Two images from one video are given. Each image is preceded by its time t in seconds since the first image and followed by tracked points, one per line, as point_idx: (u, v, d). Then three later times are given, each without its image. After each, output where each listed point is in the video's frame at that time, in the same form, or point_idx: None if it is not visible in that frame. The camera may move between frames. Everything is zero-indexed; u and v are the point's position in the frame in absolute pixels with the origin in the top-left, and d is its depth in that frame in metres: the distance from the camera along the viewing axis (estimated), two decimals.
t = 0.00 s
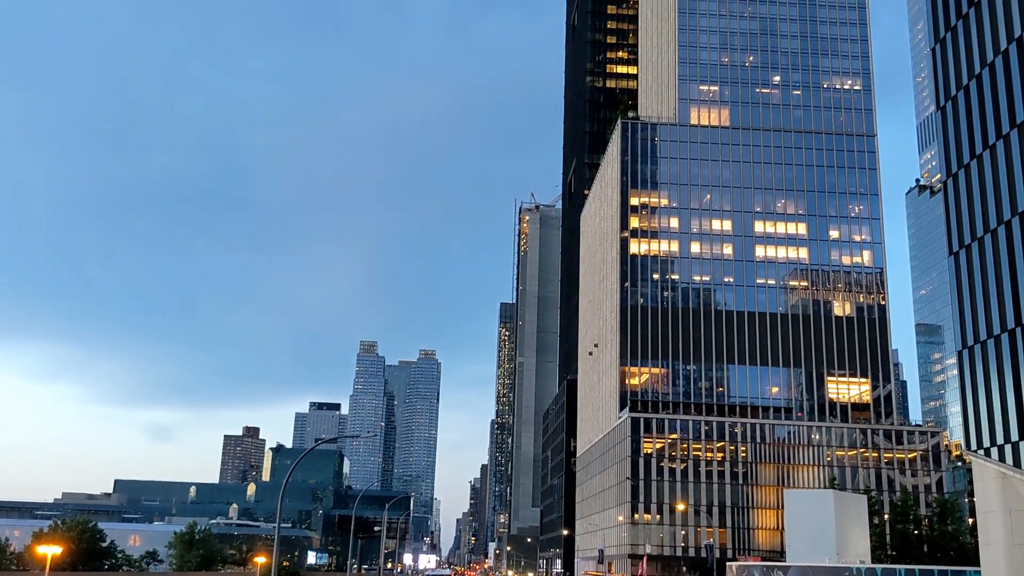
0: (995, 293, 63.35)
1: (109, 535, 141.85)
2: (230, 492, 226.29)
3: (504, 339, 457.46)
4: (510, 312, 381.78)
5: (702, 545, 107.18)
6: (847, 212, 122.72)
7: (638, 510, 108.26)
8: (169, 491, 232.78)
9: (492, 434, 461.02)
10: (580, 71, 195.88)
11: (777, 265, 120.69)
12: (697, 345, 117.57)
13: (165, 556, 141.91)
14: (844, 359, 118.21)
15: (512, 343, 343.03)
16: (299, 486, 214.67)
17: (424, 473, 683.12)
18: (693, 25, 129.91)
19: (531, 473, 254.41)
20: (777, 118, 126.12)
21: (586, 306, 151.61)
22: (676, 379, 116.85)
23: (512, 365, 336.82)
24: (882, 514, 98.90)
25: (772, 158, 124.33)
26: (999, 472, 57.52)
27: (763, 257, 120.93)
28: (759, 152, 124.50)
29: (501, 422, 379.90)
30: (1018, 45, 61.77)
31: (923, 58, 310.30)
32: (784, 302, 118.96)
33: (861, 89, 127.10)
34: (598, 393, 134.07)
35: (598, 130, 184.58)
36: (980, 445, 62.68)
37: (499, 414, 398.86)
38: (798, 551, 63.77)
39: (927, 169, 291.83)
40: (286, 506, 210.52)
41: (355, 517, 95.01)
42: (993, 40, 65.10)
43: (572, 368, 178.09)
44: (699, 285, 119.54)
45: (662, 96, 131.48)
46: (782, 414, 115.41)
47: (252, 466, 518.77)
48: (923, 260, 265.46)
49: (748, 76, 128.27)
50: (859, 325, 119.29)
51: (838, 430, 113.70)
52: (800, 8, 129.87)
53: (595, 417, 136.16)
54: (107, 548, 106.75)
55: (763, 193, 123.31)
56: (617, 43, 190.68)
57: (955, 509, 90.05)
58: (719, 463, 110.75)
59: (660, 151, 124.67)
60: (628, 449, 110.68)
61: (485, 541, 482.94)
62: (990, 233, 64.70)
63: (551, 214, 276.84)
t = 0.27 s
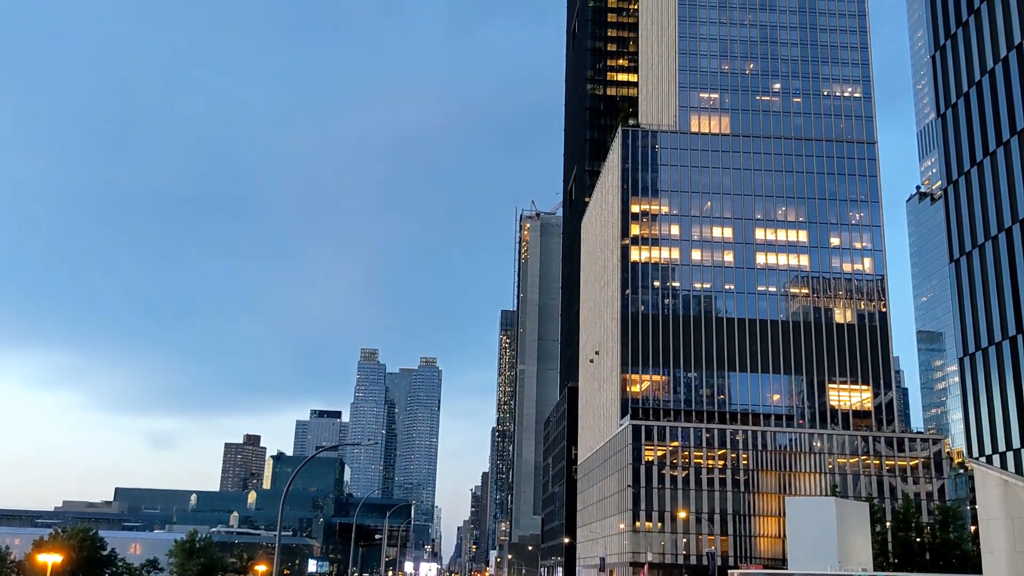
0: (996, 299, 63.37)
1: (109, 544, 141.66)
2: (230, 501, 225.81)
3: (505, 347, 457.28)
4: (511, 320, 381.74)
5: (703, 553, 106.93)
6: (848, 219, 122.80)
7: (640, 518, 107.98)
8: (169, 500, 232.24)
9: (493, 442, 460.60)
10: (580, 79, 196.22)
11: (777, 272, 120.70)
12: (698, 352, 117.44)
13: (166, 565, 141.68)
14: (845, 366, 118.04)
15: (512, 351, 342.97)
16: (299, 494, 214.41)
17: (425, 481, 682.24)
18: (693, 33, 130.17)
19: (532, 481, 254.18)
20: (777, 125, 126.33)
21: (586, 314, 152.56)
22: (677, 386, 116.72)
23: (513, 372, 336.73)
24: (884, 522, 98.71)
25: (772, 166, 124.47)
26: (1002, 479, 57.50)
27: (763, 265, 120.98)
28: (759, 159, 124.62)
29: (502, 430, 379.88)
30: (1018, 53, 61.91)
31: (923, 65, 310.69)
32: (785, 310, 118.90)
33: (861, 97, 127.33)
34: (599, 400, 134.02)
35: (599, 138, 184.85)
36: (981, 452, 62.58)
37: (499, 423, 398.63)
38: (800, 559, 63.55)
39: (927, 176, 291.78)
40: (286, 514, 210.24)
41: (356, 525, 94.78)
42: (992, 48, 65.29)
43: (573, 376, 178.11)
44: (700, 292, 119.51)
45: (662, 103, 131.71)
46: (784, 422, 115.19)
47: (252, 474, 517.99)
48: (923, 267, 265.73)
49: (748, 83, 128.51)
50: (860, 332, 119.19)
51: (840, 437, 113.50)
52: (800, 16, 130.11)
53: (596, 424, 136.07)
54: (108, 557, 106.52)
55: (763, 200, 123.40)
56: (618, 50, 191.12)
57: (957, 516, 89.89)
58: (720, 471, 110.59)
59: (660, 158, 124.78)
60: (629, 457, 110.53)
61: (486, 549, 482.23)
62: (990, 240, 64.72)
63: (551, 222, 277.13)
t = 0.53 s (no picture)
0: (996, 309, 63.36)
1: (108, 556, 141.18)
2: (230, 511, 224.98)
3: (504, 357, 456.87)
4: (511, 330, 381.44)
5: (704, 563, 106.57)
6: (847, 229, 122.94)
7: (641, 529, 107.71)
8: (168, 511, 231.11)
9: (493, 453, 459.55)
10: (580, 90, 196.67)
11: (777, 282, 120.72)
12: (698, 362, 117.22)
13: None
14: (845, 376, 117.87)
15: (512, 361, 342.74)
16: (298, 505, 213.93)
17: (425, 492, 680.55)
18: (692, 44, 130.60)
19: (532, 491, 253.62)
20: (777, 136, 126.59)
21: (586, 323, 152.56)
22: (677, 397, 116.47)
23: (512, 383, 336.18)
24: (885, 532, 98.57)
25: (772, 176, 124.67)
26: (1003, 489, 57.59)
27: (763, 275, 121.00)
28: (759, 169, 124.82)
29: (502, 440, 378.97)
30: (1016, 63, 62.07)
31: (921, 75, 311.23)
32: (785, 320, 118.84)
33: (860, 107, 127.65)
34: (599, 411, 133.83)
35: (598, 148, 185.20)
36: (982, 462, 62.46)
37: (499, 433, 397.80)
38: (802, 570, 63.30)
39: (926, 186, 291.93)
40: (286, 526, 209.72)
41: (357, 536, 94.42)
42: (990, 59, 65.52)
43: (572, 386, 177.99)
44: (700, 302, 119.43)
45: (662, 114, 131.97)
46: (785, 432, 114.95)
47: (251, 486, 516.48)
48: (923, 277, 265.69)
49: (747, 94, 128.80)
50: (860, 342, 119.08)
51: (840, 447, 113.36)
52: (798, 26, 130.50)
53: (596, 434, 135.87)
54: (107, 569, 106.07)
55: (763, 210, 123.54)
56: (617, 61, 191.67)
57: (958, 526, 89.60)
58: (720, 481, 110.39)
59: (660, 169, 124.91)
60: (630, 467, 110.32)
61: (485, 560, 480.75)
62: (990, 250, 64.74)
63: (551, 232, 277.25)
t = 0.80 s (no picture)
0: (994, 321, 63.38)
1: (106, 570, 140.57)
2: (229, 525, 224.25)
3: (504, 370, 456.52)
4: (510, 343, 381.19)
5: None
6: (846, 241, 123.07)
7: (640, 542, 107.22)
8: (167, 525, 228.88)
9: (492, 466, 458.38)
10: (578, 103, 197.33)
11: (776, 295, 120.72)
12: (697, 375, 116.94)
13: None
14: (844, 389, 117.62)
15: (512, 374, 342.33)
16: (297, 518, 213.41)
17: (423, 505, 678.48)
18: (690, 57, 131.09)
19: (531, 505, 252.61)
20: (775, 148, 126.94)
21: (586, 336, 150.82)
22: (677, 410, 116.10)
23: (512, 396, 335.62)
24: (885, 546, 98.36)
25: (770, 189, 124.91)
26: (1002, 501, 58.05)
27: (763, 287, 121.00)
28: (757, 182, 125.06)
29: (501, 453, 377.86)
30: (1013, 77, 62.35)
31: (918, 88, 312.38)
32: (784, 332, 118.74)
33: (858, 120, 128.07)
34: (598, 423, 133.54)
35: (597, 161, 185.62)
36: (982, 475, 62.38)
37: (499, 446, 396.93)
38: None
39: (923, 198, 292.57)
40: (284, 539, 209.15)
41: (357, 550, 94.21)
42: (987, 72, 65.83)
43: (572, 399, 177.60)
44: (699, 315, 119.37)
45: (660, 127, 132.36)
46: (784, 445, 114.59)
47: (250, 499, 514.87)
48: (922, 290, 265.58)
49: (745, 107, 129.20)
50: (859, 355, 118.94)
51: (840, 460, 113.16)
52: (796, 40, 131.04)
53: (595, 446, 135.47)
54: None
55: (761, 223, 123.72)
56: (615, 75, 192.40)
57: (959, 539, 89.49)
58: (720, 494, 110.10)
59: (658, 182, 125.09)
60: (629, 480, 110.05)
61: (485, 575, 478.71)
62: (989, 262, 64.82)
63: (551, 244, 277.44)
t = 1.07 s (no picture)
0: (994, 335, 63.37)
1: None
2: (229, 541, 223.78)
3: (504, 384, 455.90)
4: (510, 357, 380.75)
5: None
6: (845, 255, 123.18)
7: (641, 557, 106.78)
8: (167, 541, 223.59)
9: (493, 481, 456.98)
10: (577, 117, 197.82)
11: (776, 308, 120.73)
12: (698, 388, 116.69)
13: None
14: (845, 402, 117.33)
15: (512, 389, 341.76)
16: (296, 534, 212.87)
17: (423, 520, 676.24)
18: (689, 72, 131.62)
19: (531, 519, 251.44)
20: (774, 162, 127.35)
21: (586, 349, 150.35)
22: (677, 424, 115.74)
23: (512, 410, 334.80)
24: (886, 560, 98.28)
25: (769, 202, 125.15)
26: (1003, 515, 58.35)
27: (762, 301, 121.01)
28: (756, 196, 125.32)
29: (501, 467, 376.61)
30: (1011, 91, 62.64)
31: (917, 103, 313.41)
32: (784, 346, 118.65)
33: (856, 134, 128.51)
34: (598, 438, 133.27)
35: (596, 175, 185.90)
36: (982, 489, 62.31)
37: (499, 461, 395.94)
38: None
39: (922, 212, 292.94)
40: (283, 555, 208.59)
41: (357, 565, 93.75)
42: (984, 86, 66.13)
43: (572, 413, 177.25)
44: (698, 329, 119.32)
45: (660, 141, 132.87)
46: (785, 459, 114.15)
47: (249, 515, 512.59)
48: (922, 303, 265.56)
49: (744, 121, 129.64)
50: (859, 368, 118.72)
51: (841, 474, 112.91)
52: (794, 54, 131.61)
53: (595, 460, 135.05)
54: None
55: (761, 236, 123.86)
56: (614, 89, 193.05)
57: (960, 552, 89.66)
58: (721, 509, 109.77)
59: (658, 195, 125.28)
60: (630, 495, 109.74)
61: None
62: (988, 276, 64.87)
63: (550, 258, 277.54)
